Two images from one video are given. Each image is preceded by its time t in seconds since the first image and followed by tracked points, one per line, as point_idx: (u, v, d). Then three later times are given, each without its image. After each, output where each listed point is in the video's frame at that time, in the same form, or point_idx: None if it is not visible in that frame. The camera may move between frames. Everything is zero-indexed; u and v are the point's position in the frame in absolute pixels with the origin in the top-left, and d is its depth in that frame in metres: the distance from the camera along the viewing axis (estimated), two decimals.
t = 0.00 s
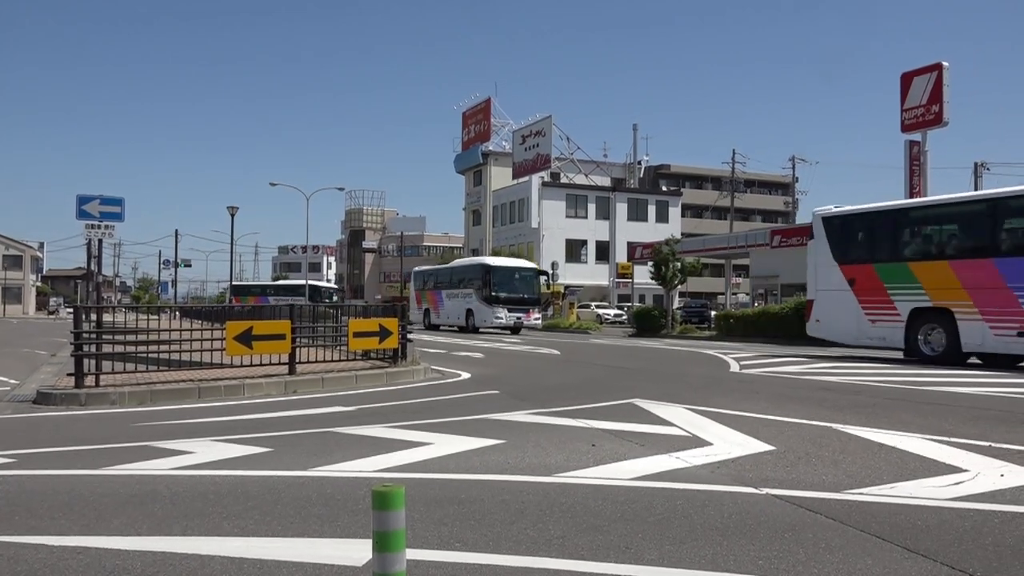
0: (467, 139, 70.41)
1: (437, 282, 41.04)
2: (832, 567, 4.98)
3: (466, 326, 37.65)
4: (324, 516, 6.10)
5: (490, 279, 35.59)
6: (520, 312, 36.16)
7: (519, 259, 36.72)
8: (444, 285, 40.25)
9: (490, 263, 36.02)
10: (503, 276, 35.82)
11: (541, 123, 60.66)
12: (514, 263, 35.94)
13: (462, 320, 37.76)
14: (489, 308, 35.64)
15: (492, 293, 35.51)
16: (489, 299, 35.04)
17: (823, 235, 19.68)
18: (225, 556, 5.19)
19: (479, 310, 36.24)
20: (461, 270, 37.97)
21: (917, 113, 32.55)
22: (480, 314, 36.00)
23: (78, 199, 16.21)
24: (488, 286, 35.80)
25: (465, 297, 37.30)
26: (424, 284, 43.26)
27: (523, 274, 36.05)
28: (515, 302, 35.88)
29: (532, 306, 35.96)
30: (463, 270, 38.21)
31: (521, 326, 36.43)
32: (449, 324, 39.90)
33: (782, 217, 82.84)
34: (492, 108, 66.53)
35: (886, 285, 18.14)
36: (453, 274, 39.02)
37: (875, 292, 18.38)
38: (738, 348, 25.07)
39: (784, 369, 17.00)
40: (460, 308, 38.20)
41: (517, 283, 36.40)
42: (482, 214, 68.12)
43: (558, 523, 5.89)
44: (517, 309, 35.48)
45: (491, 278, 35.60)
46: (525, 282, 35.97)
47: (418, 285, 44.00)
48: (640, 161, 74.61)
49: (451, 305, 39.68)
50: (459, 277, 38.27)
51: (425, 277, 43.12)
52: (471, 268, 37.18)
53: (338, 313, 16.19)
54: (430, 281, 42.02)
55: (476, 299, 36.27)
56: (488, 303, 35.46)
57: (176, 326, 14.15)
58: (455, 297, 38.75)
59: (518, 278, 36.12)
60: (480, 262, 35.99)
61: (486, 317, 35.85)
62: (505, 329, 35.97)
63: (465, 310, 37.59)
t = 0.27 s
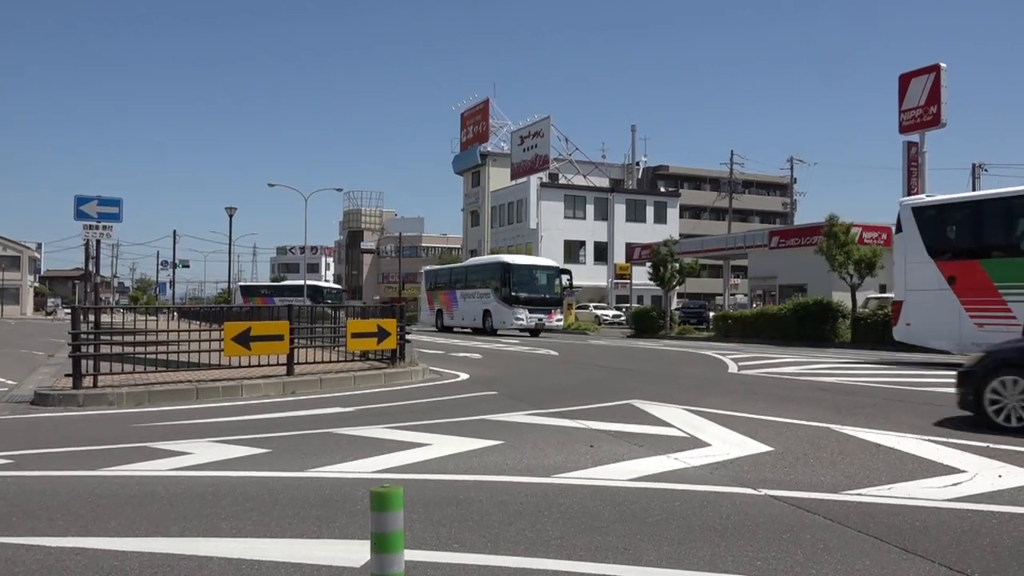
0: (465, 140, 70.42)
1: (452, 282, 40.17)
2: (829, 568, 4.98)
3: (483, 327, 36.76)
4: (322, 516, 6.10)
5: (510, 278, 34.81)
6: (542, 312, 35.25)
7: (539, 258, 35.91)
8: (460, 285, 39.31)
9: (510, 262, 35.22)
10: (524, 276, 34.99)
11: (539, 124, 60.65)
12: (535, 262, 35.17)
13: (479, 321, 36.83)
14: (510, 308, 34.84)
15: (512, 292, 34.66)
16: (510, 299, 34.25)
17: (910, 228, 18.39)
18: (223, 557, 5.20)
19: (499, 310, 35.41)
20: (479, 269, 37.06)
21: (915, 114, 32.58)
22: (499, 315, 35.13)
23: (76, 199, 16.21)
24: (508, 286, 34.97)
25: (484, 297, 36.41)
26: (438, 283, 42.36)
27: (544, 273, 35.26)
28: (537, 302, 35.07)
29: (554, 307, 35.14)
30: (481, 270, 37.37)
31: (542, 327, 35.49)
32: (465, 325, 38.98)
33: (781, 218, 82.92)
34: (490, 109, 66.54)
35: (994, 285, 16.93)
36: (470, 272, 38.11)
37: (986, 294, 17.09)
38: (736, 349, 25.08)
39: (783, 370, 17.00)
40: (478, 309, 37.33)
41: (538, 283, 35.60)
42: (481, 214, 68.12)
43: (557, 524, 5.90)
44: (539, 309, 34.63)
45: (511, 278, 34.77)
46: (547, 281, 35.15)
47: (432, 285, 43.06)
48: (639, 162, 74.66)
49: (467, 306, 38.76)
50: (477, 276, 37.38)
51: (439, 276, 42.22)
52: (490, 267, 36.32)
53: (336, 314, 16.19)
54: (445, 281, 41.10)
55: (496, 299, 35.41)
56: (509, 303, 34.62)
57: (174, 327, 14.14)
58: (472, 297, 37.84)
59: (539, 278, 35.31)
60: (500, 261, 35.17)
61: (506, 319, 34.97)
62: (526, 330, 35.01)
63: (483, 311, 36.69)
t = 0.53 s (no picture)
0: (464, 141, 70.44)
1: (471, 282, 39.45)
2: (828, 569, 4.99)
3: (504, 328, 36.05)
4: (321, 518, 6.09)
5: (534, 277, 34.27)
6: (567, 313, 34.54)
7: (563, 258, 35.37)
8: (479, 285, 38.58)
9: (533, 261, 34.67)
10: (548, 275, 34.43)
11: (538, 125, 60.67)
12: (559, 261, 34.67)
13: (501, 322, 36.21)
14: (533, 308, 34.24)
15: (536, 292, 34.07)
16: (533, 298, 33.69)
17: None
18: (221, 558, 5.19)
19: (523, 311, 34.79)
20: (500, 268, 36.36)
21: (913, 115, 32.63)
22: (522, 316, 34.50)
23: (75, 200, 16.20)
24: (533, 286, 34.39)
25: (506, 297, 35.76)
26: (454, 284, 41.60)
27: (568, 272, 34.74)
28: (561, 302, 34.45)
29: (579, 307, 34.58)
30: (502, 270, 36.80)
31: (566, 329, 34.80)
32: (484, 326, 38.22)
33: (779, 219, 83.00)
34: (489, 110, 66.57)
35: None
36: (491, 272, 37.40)
37: None
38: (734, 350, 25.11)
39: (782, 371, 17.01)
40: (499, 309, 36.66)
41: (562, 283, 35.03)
42: (479, 215, 68.12)
43: (555, 525, 5.90)
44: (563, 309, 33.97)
45: (535, 277, 34.18)
46: (572, 281, 34.63)
47: (447, 286, 42.25)
48: (637, 164, 74.71)
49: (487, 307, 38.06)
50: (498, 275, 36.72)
51: (455, 276, 41.40)
52: (512, 266, 35.72)
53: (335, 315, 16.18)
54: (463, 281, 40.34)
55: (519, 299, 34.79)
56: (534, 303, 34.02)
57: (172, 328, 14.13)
58: (493, 298, 37.15)
59: (562, 278, 34.75)
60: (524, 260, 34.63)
61: (530, 320, 34.31)
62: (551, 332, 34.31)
63: (505, 311, 36.03)
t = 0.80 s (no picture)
0: (462, 142, 70.47)
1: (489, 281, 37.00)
2: (824, 569, 4.99)
3: (526, 329, 33.68)
4: (319, 518, 6.09)
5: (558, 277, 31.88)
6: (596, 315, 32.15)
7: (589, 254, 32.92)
8: (496, 283, 36.24)
9: (557, 257, 32.21)
10: (574, 273, 32.05)
11: (536, 125, 60.74)
12: (585, 259, 32.22)
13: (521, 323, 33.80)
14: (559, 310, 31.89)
15: (562, 292, 31.69)
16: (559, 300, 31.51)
17: None
18: (218, 559, 5.18)
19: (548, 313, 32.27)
20: (521, 266, 34.01)
21: (911, 116, 32.68)
22: (547, 317, 32.07)
23: (72, 200, 16.18)
24: (557, 285, 32.00)
25: (527, 297, 33.41)
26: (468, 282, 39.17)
27: (595, 270, 32.33)
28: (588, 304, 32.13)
29: (607, 308, 32.20)
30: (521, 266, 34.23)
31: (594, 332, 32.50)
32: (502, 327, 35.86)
33: (777, 220, 83.05)
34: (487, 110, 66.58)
35: None
36: (509, 269, 35.02)
37: None
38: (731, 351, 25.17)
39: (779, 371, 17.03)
40: (519, 310, 34.30)
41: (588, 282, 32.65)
42: (477, 216, 68.16)
43: (554, 525, 5.89)
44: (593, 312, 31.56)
45: (561, 276, 31.82)
46: (599, 279, 32.21)
47: (461, 285, 39.88)
48: (635, 164, 74.77)
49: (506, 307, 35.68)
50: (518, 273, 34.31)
51: (469, 273, 39.08)
52: (534, 263, 33.29)
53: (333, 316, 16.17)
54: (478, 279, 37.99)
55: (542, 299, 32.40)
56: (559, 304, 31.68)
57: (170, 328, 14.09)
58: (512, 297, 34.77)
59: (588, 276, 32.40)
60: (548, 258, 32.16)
61: (555, 321, 31.90)
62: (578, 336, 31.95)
63: (526, 312, 33.56)
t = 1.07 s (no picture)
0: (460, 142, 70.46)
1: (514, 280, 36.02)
2: (822, 570, 4.99)
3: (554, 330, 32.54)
4: (316, 519, 6.08)
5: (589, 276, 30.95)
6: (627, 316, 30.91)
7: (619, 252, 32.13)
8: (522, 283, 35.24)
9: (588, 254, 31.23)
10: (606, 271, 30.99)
11: (534, 126, 60.80)
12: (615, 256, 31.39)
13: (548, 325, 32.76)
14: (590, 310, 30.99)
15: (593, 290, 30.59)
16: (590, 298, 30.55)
17: None
18: (216, 560, 5.17)
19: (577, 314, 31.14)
20: (550, 263, 33.03)
21: (909, 117, 32.74)
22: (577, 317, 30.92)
23: (70, 200, 16.17)
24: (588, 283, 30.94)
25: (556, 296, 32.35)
26: (492, 282, 38.20)
27: (626, 267, 31.28)
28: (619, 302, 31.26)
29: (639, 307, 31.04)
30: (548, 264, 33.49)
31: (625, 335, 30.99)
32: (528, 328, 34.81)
33: (775, 221, 83.10)
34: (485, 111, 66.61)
35: None
36: (537, 267, 34.03)
37: None
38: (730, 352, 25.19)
39: (777, 372, 17.03)
40: (546, 310, 33.26)
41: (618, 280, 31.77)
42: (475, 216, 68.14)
43: (551, 526, 5.89)
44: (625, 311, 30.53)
45: (591, 274, 30.80)
46: (630, 277, 31.14)
47: (484, 285, 38.88)
48: (633, 165, 74.81)
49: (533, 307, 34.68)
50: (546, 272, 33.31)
51: (493, 272, 38.10)
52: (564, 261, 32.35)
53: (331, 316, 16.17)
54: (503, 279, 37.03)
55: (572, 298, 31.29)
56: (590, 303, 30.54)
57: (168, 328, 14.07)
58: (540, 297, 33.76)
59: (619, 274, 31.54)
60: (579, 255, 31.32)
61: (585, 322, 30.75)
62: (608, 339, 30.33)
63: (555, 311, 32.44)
